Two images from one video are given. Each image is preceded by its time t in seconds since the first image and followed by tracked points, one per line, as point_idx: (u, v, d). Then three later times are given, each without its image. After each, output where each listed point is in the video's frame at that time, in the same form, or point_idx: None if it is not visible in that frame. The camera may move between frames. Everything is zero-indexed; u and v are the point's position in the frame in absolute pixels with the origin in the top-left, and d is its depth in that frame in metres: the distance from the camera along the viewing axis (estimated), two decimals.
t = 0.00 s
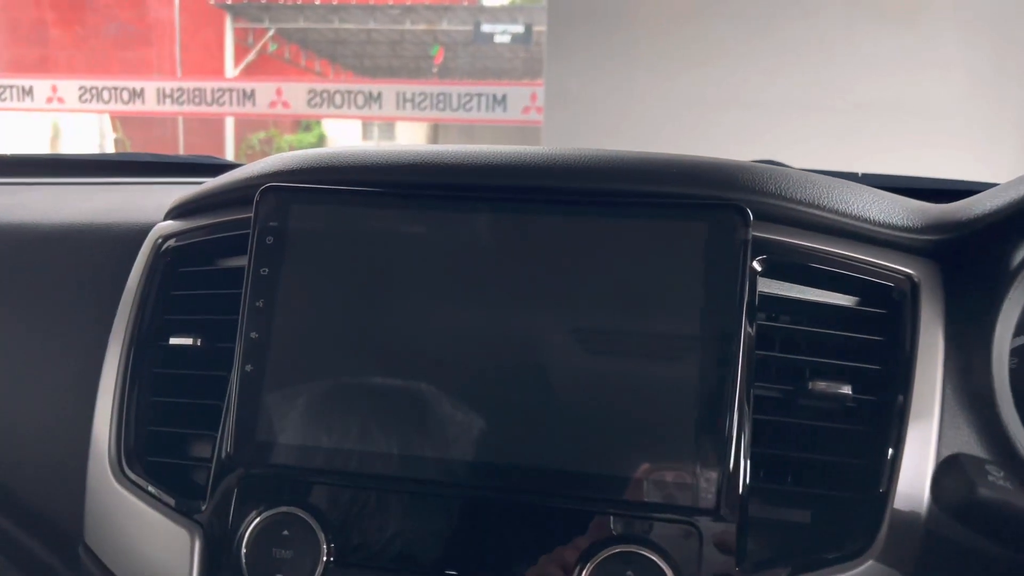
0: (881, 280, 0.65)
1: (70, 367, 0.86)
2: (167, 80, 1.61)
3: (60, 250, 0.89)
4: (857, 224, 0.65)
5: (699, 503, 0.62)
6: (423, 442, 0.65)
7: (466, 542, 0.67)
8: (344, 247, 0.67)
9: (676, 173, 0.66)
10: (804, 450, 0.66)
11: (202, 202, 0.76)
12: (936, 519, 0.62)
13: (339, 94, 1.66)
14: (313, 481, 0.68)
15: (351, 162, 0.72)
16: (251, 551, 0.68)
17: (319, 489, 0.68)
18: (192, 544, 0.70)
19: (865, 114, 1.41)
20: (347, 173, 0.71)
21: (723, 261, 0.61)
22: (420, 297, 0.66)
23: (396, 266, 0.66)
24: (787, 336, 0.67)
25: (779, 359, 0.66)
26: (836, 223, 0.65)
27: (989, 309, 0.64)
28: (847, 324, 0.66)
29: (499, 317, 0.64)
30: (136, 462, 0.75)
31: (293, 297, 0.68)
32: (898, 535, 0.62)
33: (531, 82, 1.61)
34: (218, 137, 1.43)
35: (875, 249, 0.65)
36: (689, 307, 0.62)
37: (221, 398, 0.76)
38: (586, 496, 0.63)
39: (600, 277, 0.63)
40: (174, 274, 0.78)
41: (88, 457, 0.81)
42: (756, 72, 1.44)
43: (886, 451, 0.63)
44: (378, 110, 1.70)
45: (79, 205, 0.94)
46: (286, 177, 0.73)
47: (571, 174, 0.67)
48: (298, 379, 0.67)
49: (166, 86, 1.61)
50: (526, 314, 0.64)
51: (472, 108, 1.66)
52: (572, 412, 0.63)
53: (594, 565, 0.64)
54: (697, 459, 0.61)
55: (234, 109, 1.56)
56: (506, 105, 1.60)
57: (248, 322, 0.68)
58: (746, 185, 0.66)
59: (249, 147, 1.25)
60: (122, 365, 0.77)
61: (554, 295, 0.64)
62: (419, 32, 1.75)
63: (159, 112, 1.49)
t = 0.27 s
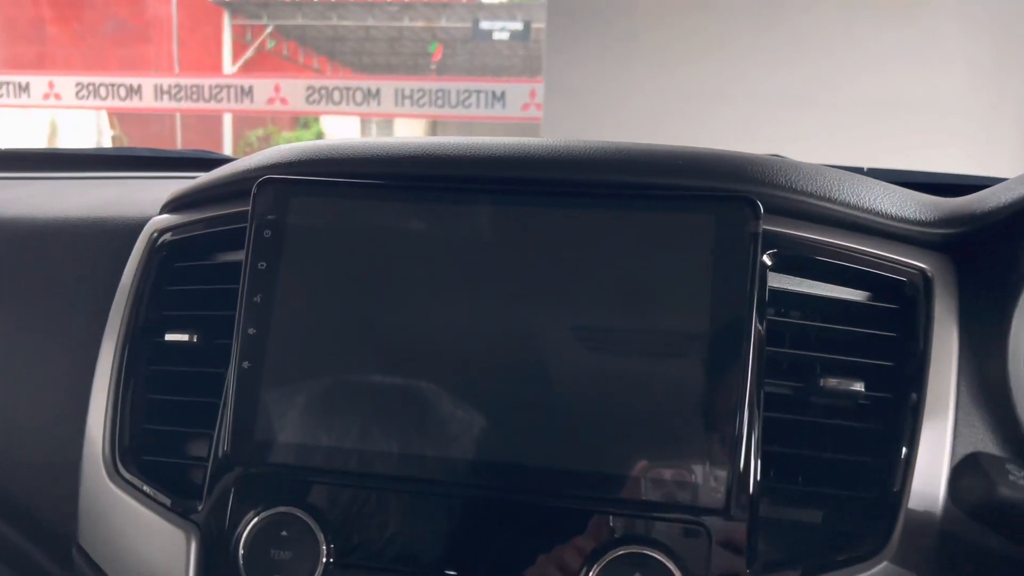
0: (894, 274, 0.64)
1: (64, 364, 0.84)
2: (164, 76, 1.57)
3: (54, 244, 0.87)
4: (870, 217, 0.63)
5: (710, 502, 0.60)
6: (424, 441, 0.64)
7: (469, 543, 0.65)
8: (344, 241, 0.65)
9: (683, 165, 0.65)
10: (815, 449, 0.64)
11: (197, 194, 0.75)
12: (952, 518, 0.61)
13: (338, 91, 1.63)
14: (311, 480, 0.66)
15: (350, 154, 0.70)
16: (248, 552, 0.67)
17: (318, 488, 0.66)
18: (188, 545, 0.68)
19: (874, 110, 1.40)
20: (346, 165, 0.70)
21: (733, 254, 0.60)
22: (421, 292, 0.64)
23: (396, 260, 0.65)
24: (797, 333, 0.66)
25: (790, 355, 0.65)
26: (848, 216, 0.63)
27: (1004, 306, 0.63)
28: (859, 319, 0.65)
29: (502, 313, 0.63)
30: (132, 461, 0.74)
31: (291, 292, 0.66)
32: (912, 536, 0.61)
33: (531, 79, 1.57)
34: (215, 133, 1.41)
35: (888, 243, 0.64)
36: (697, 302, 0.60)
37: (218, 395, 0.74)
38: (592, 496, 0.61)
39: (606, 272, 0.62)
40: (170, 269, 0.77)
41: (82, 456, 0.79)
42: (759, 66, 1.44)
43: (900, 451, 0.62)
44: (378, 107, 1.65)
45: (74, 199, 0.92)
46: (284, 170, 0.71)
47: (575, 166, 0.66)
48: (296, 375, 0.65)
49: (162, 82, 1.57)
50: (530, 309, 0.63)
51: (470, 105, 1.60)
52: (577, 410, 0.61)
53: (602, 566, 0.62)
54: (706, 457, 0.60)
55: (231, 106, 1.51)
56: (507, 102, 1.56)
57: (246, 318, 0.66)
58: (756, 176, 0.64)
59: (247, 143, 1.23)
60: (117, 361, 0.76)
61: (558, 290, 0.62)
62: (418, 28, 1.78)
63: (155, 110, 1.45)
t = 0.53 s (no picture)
0: (908, 264, 0.62)
1: (60, 357, 0.83)
2: (161, 70, 1.53)
3: (51, 235, 0.86)
4: (883, 206, 0.62)
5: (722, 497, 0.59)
6: (427, 435, 0.62)
7: (473, 539, 0.64)
8: (344, 231, 0.64)
9: (691, 152, 0.63)
10: (828, 443, 0.63)
11: (194, 184, 0.73)
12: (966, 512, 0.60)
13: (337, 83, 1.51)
14: (311, 475, 0.65)
15: (351, 143, 0.69)
16: (247, 548, 0.65)
17: (318, 483, 0.65)
18: (187, 540, 0.67)
19: (879, 104, 1.28)
20: (346, 154, 0.68)
21: (743, 243, 0.58)
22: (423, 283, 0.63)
23: (397, 250, 0.63)
24: (808, 325, 0.64)
25: (803, 348, 0.64)
26: (862, 205, 0.62)
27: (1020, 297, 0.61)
28: (872, 311, 0.64)
29: (507, 303, 0.61)
30: (128, 455, 0.72)
31: (291, 283, 0.65)
32: (927, 531, 0.59)
33: (531, 70, 1.39)
34: (213, 127, 1.37)
35: (902, 232, 0.62)
36: (707, 291, 0.58)
37: (215, 389, 0.73)
38: (598, 491, 0.60)
39: (613, 261, 0.60)
40: (167, 260, 0.75)
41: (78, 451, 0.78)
42: (768, 56, 1.33)
43: (915, 446, 0.61)
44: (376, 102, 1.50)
45: (69, 190, 0.91)
46: (284, 158, 0.69)
47: (581, 154, 0.64)
48: (296, 368, 0.64)
49: (160, 75, 1.53)
50: (534, 300, 0.61)
51: (470, 98, 1.43)
52: (584, 404, 0.60)
53: (611, 561, 0.61)
54: (717, 452, 0.58)
55: (229, 98, 1.47)
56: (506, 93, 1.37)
57: (245, 309, 0.65)
58: (767, 164, 0.63)
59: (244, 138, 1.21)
60: (113, 355, 0.74)
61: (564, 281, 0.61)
62: (416, 21, 1.53)
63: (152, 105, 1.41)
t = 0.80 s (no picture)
0: (912, 254, 0.62)
1: (58, 349, 0.83)
2: (159, 61, 1.48)
3: (49, 226, 0.85)
4: (887, 196, 0.61)
5: (727, 486, 0.58)
6: (429, 427, 0.62)
7: (474, 530, 0.64)
8: (344, 221, 0.64)
9: (693, 141, 0.63)
10: (831, 434, 0.63)
11: (193, 174, 0.73)
12: (969, 503, 0.60)
13: (337, 75, 1.47)
14: (313, 466, 0.64)
15: (350, 132, 0.68)
16: (247, 541, 0.65)
17: (320, 475, 0.65)
18: (187, 532, 0.67)
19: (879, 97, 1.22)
20: (346, 143, 0.68)
21: (746, 233, 0.58)
22: (423, 273, 0.62)
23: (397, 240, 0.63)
24: (812, 315, 0.64)
25: (806, 338, 0.63)
26: (865, 194, 0.61)
27: None
28: (875, 301, 0.64)
29: (508, 294, 0.61)
30: (127, 447, 0.72)
31: (291, 275, 0.64)
32: (930, 523, 0.60)
33: (529, 63, 1.36)
34: (213, 120, 1.36)
35: (905, 222, 0.62)
36: (709, 282, 0.58)
37: (214, 379, 0.72)
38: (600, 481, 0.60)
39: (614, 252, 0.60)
40: (166, 251, 0.75)
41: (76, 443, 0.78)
42: (795, 25, 1.22)
43: (918, 438, 0.61)
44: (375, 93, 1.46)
45: (67, 181, 0.90)
46: (283, 148, 0.69)
47: (582, 143, 0.64)
48: (296, 359, 0.64)
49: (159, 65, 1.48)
50: (535, 290, 0.61)
51: (470, 89, 1.38)
52: (586, 395, 0.60)
53: (612, 552, 0.61)
54: (719, 443, 0.58)
55: (228, 90, 1.44)
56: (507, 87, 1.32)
57: (244, 300, 0.65)
58: (770, 153, 0.62)
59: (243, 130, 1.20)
60: (112, 346, 0.74)
61: (565, 270, 0.61)
62: (416, 14, 1.50)
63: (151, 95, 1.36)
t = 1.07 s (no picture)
0: (917, 237, 0.61)
1: (53, 335, 0.82)
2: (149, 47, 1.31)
3: (45, 213, 0.84)
4: (893, 178, 0.60)
5: (729, 472, 0.57)
6: (428, 412, 0.61)
7: (473, 516, 0.63)
8: (340, 204, 0.63)
9: (695, 122, 0.62)
10: (834, 418, 0.63)
11: (189, 158, 0.72)
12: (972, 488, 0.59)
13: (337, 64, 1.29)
14: (312, 453, 0.64)
15: (347, 114, 0.67)
16: (244, 527, 0.64)
17: (320, 462, 0.64)
18: (183, 519, 0.66)
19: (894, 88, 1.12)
20: (342, 125, 0.67)
21: (749, 215, 0.57)
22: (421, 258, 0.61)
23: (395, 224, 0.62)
24: (815, 299, 0.63)
25: (811, 322, 0.62)
26: (871, 176, 0.60)
27: None
28: (879, 284, 0.63)
29: (507, 277, 0.60)
30: (123, 433, 0.71)
31: (287, 259, 0.63)
32: (935, 508, 0.59)
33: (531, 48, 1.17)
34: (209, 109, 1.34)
35: (910, 205, 0.61)
36: (711, 265, 0.57)
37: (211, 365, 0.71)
38: (600, 466, 0.59)
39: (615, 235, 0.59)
40: (161, 236, 0.74)
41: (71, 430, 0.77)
42: None
43: (922, 424, 0.60)
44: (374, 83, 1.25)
45: (62, 167, 0.89)
46: (279, 131, 0.68)
47: (582, 125, 0.63)
48: (293, 344, 0.63)
49: (158, 56, 1.30)
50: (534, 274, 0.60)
51: (470, 79, 1.18)
52: (586, 381, 0.59)
53: (612, 539, 0.60)
54: (722, 428, 0.57)
55: (223, 81, 1.27)
56: (504, 70, 1.11)
57: (240, 284, 0.64)
58: (774, 134, 0.61)
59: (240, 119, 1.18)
60: (108, 333, 0.73)
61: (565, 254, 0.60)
62: None
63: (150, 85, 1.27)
